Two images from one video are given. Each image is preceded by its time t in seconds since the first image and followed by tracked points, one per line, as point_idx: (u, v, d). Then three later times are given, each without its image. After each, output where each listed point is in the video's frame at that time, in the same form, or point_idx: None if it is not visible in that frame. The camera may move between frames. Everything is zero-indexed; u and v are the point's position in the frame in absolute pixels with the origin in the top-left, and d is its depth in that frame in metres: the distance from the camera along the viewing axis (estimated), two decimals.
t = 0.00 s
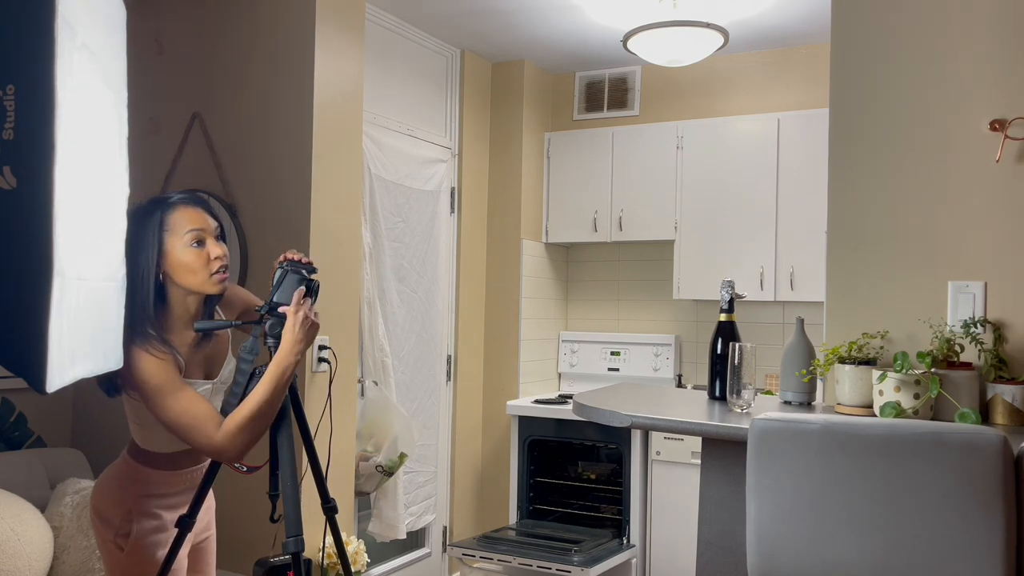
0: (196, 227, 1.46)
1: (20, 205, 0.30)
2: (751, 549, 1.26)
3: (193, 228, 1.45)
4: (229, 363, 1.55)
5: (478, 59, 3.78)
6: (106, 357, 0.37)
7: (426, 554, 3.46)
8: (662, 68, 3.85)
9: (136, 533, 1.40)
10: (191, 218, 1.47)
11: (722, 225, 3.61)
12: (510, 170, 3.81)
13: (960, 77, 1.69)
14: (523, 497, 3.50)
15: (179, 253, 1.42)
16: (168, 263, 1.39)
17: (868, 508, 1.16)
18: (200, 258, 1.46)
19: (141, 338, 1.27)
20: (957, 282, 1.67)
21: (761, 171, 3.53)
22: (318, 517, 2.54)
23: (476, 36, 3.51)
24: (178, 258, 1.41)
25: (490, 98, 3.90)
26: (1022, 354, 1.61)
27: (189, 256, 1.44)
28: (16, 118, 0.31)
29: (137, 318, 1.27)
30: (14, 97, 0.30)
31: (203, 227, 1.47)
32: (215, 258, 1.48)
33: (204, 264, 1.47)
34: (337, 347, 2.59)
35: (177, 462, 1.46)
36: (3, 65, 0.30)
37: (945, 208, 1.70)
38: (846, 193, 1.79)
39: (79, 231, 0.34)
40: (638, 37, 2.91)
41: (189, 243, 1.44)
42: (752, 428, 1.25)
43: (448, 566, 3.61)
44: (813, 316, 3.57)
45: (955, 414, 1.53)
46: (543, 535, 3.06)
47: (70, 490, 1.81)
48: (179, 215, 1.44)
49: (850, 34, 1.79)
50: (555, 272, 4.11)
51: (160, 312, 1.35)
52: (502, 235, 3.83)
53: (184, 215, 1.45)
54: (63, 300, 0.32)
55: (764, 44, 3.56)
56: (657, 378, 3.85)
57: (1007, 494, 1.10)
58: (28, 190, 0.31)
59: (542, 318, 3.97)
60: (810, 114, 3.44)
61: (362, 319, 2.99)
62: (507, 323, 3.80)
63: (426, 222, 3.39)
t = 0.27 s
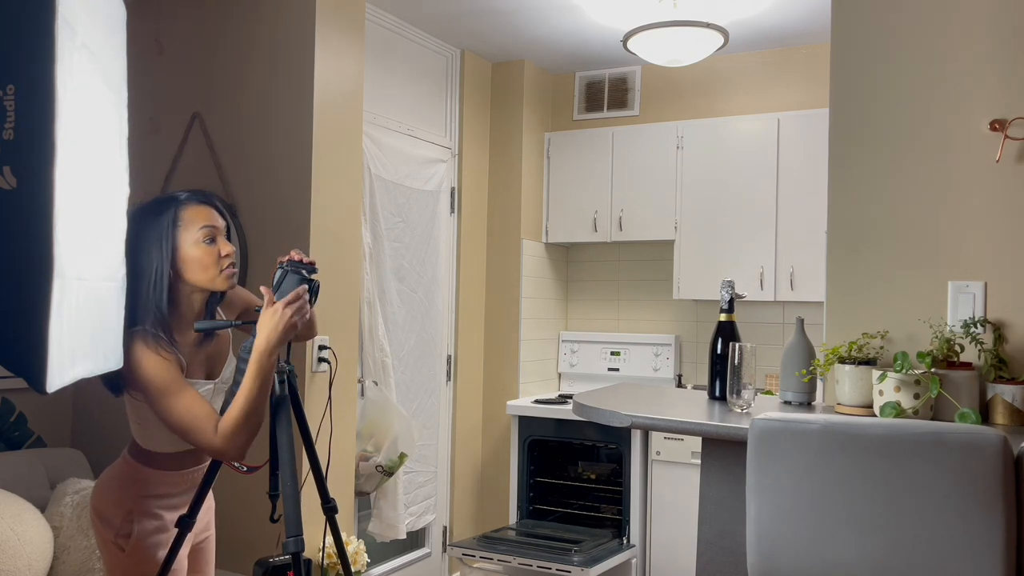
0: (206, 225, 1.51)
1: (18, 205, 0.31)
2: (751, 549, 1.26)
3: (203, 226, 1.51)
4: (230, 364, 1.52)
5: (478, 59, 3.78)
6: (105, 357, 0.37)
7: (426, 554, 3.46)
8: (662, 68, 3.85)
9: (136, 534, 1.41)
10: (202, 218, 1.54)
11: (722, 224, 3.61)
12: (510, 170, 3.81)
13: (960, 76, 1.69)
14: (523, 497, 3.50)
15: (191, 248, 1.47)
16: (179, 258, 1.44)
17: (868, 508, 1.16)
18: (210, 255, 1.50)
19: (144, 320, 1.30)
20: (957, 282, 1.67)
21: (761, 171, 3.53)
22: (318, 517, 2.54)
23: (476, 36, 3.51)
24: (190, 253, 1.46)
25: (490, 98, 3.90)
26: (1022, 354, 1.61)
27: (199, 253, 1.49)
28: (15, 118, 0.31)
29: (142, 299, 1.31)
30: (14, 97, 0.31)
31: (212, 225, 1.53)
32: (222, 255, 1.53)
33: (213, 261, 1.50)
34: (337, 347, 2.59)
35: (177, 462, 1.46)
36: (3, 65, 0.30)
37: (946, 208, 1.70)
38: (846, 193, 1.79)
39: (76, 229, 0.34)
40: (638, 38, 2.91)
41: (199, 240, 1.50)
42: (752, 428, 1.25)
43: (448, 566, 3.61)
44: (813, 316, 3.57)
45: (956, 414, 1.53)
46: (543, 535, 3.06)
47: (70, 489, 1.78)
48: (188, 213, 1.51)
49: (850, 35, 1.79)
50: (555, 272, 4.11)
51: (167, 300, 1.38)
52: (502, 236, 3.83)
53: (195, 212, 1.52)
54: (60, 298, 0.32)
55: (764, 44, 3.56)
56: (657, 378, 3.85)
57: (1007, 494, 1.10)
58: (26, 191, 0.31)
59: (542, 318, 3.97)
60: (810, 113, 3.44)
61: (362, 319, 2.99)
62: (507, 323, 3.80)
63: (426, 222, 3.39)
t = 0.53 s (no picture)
0: (212, 219, 1.55)
1: (17, 205, 0.31)
2: (751, 549, 1.26)
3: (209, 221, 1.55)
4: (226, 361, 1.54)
5: (478, 59, 3.78)
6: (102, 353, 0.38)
7: (426, 554, 3.46)
8: (662, 68, 3.85)
9: (135, 534, 1.42)
10: (208, 211, 1.57)
11: (722, 224, 3.61)
12: (510, 170, 3.81)
13: (961, 76, 1.69)
14: (523, 497, 3.50)
15: (198, 241, 1.51)
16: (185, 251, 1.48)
17: (868, 508, 1.16)
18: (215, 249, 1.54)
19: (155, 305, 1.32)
20: (956, 282, 1.68)
21: (761, 171, 3.53)
22: (318, 517, 2.54)
23: (476, 36, 3.50)
24: (196, 246, 1.50)
25: (490, 98, 3.90)
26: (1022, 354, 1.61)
27: (205, 247, 1.52)
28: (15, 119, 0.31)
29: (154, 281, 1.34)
30: (14, 97, 0.31)
31: (218, 220, 1.57)
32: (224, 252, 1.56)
33: (218, 255, 1.54)
34: (337, 347, 2.59)
35: (176, 461, 1.47)
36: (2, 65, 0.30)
37: (946, 208, 1.70)
38: (846, 193, 1.79)
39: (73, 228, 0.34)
40: (638, 37, 2.91)
41: (205, 234, 1.53)
42: (753, 428, 1.25)
43: (448, 566, 3.61)
44: (813, 316, 3.57)
45: (956, 414, 1.53)
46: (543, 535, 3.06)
47: (71, 488, 1.78)
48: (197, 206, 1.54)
49: (850, 35, 1.79)
50: (555, 272, 4.10)
51: (175, 289, 1.41)
52: (502, 236, 3.83)
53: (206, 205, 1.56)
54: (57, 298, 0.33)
55: (764, 44, 3.56)
56: (657, 378, 3.85)
57: (1007, 494, 1.10)
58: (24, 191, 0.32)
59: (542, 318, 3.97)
60: (810, 113, 3.44)
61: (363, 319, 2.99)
62: (507, 323, 3.80)
63: (426, 222, 3.39)
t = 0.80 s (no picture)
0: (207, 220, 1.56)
1: (18, 207, 0.28)
2: (751, 549, 1.26)
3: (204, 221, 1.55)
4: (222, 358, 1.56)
5: (478, 59, 3.78)
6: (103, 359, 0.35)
7: (426, 554, 3.46)
8: (662, 68, 3.85)
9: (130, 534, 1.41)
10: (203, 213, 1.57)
11: (722, 224, 3.61)
12: (510, 170, 3.82)
13: (961, 76, 1.69)
14: (523, 497, 3.50)
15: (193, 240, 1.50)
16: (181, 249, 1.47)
17: (868, 508, 1.16)
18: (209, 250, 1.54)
19: (156, 302, 1.32)
20: (956, 282, 1.67)
21: (761, 171, 3.53)
22: (318, 516, 2.54)
23: (476, 36, 3.51)
24: (191, 245, 1.50)
25: (490, 99, 3.90)
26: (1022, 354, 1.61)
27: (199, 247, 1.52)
28: (16, 117, 0.28)
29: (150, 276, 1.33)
30: (15, 97, 0.28)
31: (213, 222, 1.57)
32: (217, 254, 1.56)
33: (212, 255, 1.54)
34: (337, 347, 2.59)
35: (172, 460, 1.46)
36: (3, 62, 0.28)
37: (946, 208, 1.70)
38: (846, 194, 1.79)
39: (81, 232, 0.31)
40: (638, 37, 2.91)
41: (201, 234, 1.53)
42: (752, 428, 1.25)
43: (448, 566, 3.61)
44: (813, 316, 3.57)
45: (955, 414, 1.53)
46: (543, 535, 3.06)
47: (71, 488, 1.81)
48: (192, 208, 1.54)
49: (850, 35, 1.79)
50: (555, 272, 4.11)
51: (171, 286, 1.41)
52: (502, 236, 3.83)
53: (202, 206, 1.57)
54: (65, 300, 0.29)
55: (764, 44, 3.56)
56: (657, 378, 3.85)
57: (1007, 494, 1.10)
58: (27, 191, 0.28)
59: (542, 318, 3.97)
60: (810, 113, 3.44)
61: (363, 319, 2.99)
62: (507, 323, 3.80)
63: (426, 222, 3.40)
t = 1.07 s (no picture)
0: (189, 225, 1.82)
1: (18, 207, 0.28)
2: (751, 549, 1.26)
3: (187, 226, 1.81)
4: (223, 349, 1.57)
5: (478, 59, 3.78)
6: (105, 361, 0.34)
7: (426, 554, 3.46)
8: (662, 68, 3.85)
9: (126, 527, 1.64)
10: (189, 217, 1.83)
11: (722, 224, 3.61)
12: (510, 170, 3.81)
13: (961, 76, 1.69)
14: (523, 497, 3.50)
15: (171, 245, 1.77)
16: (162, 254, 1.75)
17: (868, 508, 1.16)
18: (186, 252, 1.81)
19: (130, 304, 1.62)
20: (956, 282, 1.68)
21: (761, 171, 3.53)
22: (318, 516, 2.54)
23: (476, 36, 3.51)
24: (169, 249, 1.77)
25: (490, 98, 3.90)
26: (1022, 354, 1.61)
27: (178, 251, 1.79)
28: (16, 117, 0.28)
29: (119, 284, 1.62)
30: (14, 97, 0.28)
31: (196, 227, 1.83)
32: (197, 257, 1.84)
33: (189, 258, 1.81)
34: (337, 347, 2.59)
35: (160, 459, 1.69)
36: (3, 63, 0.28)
37: (946, 208, 1.70)
38: (846, 194, 1.79)
39: (82, 231, 0.30)
40: (638, 37, 2.91)
41: (180, 238, 1.80)
42: (752, 428, 1.25)
43: (448, 566, 3.61)
44: (813, 316, 3.57)
45: (955, 414, 1.53)
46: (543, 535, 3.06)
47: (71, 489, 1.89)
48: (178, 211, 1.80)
49: (850, 35, 1.79)
50: (555, 272, 4.11)
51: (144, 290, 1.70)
52: (502, 236, 3.83)
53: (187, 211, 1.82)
54: (65, 300, 0.28)
55: (764, 44, 3.56)
56: (657, 378, 3.85)
57: (1007, 493, 1.10)
58: (28, 190, 0.28)
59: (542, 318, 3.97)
60: (810, 113, 3.44)
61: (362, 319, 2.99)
62: (507, 324, 3.79)
63: (426, 222, 3.39)
